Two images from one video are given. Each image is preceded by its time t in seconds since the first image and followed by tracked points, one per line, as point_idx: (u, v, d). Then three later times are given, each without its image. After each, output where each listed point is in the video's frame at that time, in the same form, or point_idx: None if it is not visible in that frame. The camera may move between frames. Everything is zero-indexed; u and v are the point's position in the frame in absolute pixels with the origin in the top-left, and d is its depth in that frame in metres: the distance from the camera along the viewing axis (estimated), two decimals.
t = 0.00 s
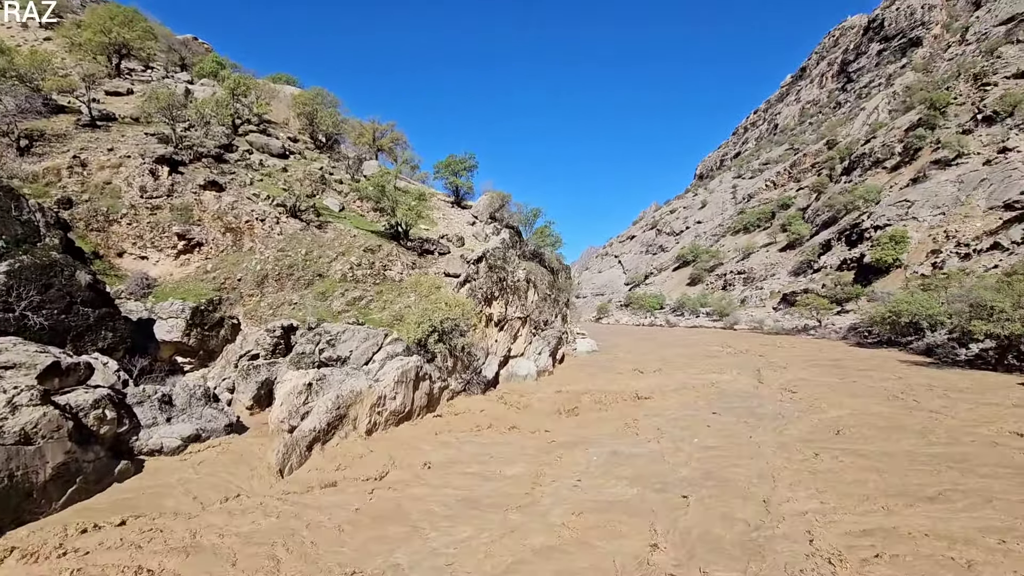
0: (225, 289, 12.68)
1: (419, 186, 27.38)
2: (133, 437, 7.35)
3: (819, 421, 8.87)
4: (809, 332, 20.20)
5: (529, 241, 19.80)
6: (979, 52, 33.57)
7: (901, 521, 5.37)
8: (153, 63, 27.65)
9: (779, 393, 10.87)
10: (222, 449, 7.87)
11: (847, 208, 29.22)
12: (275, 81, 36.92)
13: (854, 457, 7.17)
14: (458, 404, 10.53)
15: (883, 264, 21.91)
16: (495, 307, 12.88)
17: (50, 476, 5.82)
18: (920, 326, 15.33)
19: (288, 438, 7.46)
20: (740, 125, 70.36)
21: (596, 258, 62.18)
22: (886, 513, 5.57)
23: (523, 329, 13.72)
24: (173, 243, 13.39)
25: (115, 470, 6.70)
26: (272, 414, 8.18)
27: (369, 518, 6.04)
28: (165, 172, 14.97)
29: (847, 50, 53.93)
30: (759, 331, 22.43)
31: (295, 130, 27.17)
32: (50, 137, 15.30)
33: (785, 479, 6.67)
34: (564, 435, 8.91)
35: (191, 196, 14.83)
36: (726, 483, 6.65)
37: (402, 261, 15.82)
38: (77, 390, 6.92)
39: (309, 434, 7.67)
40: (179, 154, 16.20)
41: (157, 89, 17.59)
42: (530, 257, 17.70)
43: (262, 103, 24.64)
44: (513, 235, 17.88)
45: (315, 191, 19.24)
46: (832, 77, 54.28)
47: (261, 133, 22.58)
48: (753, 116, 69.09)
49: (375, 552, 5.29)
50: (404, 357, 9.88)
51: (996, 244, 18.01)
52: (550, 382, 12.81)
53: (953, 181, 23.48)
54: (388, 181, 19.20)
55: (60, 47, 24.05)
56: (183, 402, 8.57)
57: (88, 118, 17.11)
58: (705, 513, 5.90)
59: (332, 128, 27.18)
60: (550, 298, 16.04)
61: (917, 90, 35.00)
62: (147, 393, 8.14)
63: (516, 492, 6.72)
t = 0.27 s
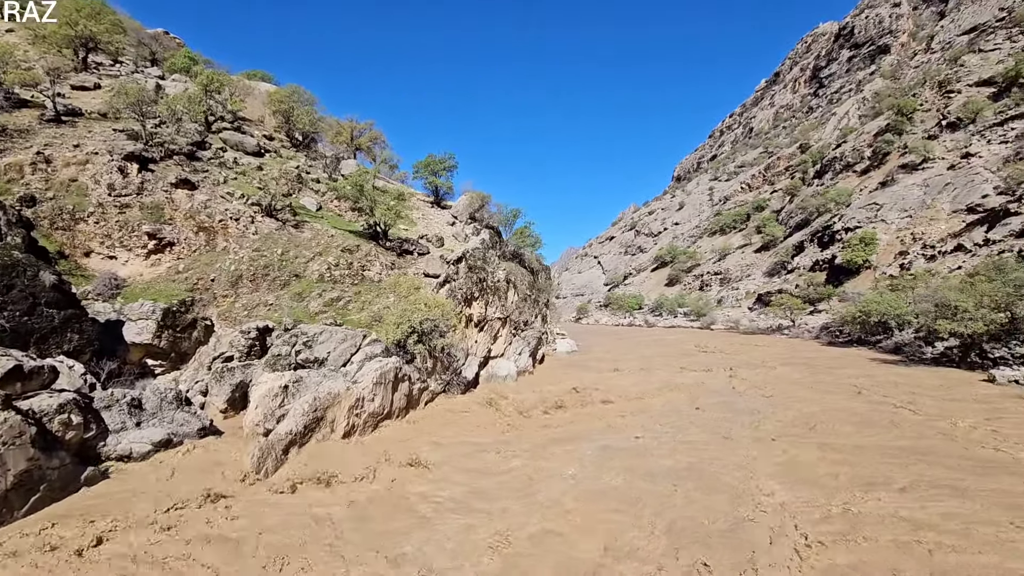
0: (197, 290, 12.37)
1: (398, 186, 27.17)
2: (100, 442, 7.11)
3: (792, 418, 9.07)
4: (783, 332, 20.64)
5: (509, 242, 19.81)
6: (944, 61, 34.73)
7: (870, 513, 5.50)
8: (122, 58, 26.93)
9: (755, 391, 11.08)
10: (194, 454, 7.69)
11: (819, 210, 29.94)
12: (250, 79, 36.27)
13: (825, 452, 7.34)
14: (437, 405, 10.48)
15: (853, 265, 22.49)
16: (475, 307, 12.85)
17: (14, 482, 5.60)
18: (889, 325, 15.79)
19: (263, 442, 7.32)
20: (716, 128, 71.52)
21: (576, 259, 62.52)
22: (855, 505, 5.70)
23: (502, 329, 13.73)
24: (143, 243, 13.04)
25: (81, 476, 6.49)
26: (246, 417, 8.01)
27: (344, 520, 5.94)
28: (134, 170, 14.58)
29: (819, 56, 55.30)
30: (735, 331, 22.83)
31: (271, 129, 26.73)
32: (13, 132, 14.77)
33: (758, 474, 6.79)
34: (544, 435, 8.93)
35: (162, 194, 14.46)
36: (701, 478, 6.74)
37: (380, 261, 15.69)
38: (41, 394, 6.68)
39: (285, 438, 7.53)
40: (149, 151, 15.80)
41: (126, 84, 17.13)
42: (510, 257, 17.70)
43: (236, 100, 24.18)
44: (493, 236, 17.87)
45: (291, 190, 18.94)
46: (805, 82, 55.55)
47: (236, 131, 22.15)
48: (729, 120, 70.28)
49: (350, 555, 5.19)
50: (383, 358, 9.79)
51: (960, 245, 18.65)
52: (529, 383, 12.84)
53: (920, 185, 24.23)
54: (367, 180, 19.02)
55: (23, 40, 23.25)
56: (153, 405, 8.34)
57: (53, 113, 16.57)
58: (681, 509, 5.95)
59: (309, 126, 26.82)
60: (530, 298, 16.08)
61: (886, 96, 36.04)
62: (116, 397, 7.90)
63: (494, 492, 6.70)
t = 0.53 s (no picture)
0: (169, 291, 12.07)
1: (377, 186, 26.92)
2: (65, 449, 6.86)
3: (767, 415, 9.26)
4: (758, 332, 21.03)
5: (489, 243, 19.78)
6: (910, 69, 35.88)
7: (840, 506, 5.64)
8: (89, 52, 26.14)
9: (731, 390, 11.28)
10: (166, 459, 7.47)
11: (792, 213, 30.62)
12: (224, 76, 35.54)
13: (797, 448, 7.50)
14: (416, 407, 10.41)
15: (825, 266, 23.05)
16: (454, 308, 12.81)
17: None
18: (859, 325, 16.22)
19: (237, 447, 7.15)
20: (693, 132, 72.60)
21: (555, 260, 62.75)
22: (826, 499, 5.84)
23: (482, 330, 13.72)
24: (112, 243, 12.66)
25: (44, 485, 6.22)
26: (219, 422, 7.82)
27: (321, 522, 5.84)
28: (102, 167, 14.14)
29: (791, 63, 56.61)
30: (712, 331, 23.18)
31: (245, 127, 26.21)
32: None
33: (734, 470, 6.90)
34: (523, 436, 8.95)
35: (131, 192, 14.06)
36: (678, 475, 6.82)
37: (358, 262, 15.52)
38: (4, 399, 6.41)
39: (260, 442, 7.37)
40: (118, 148, 15.35)
41: (93, 79, 16.62)
42: (490, 258, 17.67)
43: (209, 97, 23.68)
44: (473, 237, 17.83)
45: (267, 189, 18.61)
46: (779, 87, 56.78)
47: (209, 128, 21.67)
48: (705, 123, 71.41)
49: (325, 555, 5.12)
50: (361, 360, 9.67)
51: (925, 247, 19.27)
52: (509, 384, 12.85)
53: (888, 189, 24.96)
54: (344, 180, 18.80)
55: None
56: (122, 410, 8.10)
57: (15, 108, 15.98)
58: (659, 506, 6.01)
59: (285, 125, 26.40)
60: (509, 300, 16.08)
61: (856, 103, 37.06)
62: (82, 402, 7.65)
63: (474, 492, 6.67)
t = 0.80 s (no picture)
0: (139, 293, 11.73)
1: (355, 187, 26.65)
2: (29, 456, 6.59)
3: (744, 414, 9.43)
4: (734, 333, 21.40)
5: (469, 245, 19.73)
6: (878, 77, 36.98)
7: (811, 500, 5.76)
8: (56, 46, 25.33)
9: (708, 390, 11.46)
10: (135, 466, 7.25)
11: (767, 216, 31.26)
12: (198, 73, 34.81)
13: (771, 446, 7.65)
14: (395, 410, 10.32)
15: (798, 269, 23.57)
16: (434, 310, 12.75)
17: None
18: (831, 326, 16.62)
19: (210, 452, 6.97)
20: (670, 136, 73.61)
21: (535, 263, 62.91)
22: (798, 494, 5.97)
23: (462, 332, 13.69)
24: (79, 244, 12.27)
25: (6, 494, 5.88)
26: (192, 427, 7.61)
27: (296, 526, 5.74)
28: (69, 165, 13.70)
29: (766, 69, 57.82)
30: (690, 333, 23.50)
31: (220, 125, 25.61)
32: None
33: (712, 467, 7.02)
34: (503, 439, 8.95)
35: (99, 192, 13.63)
36: (657, 474, 6.91)
37: (336, 264, 15.35)
38: None
39: (235, 447, 7.19)
40: (86, 146, 14.90)
41: (59, 75, 16.14)
42: (470, 260, 17.63)
43: (182, 95, 23.17)
44: (453, 239, 17.76)
45: (242, 189, 18.26)
46: (753, 93, 57.96)
47: (182, 127, 21.20)
48: (683, 128, 72.47)
49: (302, 558, 5.05)
50: (339, 363, 9.53)
51: (893, 250, 19.86)
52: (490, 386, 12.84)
53: (858, 193, 25.66)
54: (322, 181, 18.57)
55: None
56: (89, 416, 7.84)
57: None
58: (636, 505, 6.06)
59: (260, 124, 25.98)
60: (489, 301, 16.07)
61: (828, 109, 38.01)
62: (47, 408, 7.38)
63: (452, 494, 6.64)
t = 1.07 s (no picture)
0: (107, 296, 11.09)
1: (333, 188, 26.36)
2: None
3: (719, 415, 9.63)
4: (710, 335, 21.78)
5: (449, 248, 19.68)
6: (848, 86, 38.08)
7: (786, 504, 5.88)
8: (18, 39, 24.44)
9: (684, 392, 11.66)
10: (103, 476, 7.03)
11: (741, 220, 31.90)
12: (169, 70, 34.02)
13: (746, 447, 7.80)
14: (373, 415, 10.22)
15: (772, 272, 24.07)
16: (414, 314, 12.68)
17: None
18: (803, 328, 17.04)
19: (182, 460, 6.79)
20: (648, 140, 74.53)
21: (515, 265, 62.94)
22: (773, 497, 6.08)
23: (442, 336, 13.66)
24: (43, 245, 11.62)
25: None
26: (162, 434, 7.40)
27: (272, 538, 5.62)
28: (32, 164, 13.21)
29: (741, 76, 59.03)
30: (667, 335, 23.83)
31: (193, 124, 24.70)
32: None
33: (690, 470, 7.17)
34: (483, 443, 8.93)
35: (65, 191, 13.00)
36: (637, 479, 7.03)
37: (313, 267, 15.17)
38: None
39: (207, 455, 7.02)
40: (51, 144, 14.42)
41: (22, 71, 15.61)
42: (449, 263, 17.59)
43: (153, 93, 22.62)
44: (432, 241, 17.70)
45: (216, 190, 17.89)
46: (728, 99, 59.10)
47: (152, 125, 20.69)
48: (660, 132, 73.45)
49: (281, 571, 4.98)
50: (315, 367, 9.39)
51: (862, 254, 20.44)
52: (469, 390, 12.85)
53: (829, 198, 26.34)
54: (298, 182, 18.32)
55: None
56: (54, 424, 7.56)
57: None
58: (616, 512, 6.11)
59: (234, 124, 25.52)
60: (469, 304, 16.06)
61: (800, 116, 39.00)
62: (8, 416, 7.09)
63: (433, 502, 6.60)
